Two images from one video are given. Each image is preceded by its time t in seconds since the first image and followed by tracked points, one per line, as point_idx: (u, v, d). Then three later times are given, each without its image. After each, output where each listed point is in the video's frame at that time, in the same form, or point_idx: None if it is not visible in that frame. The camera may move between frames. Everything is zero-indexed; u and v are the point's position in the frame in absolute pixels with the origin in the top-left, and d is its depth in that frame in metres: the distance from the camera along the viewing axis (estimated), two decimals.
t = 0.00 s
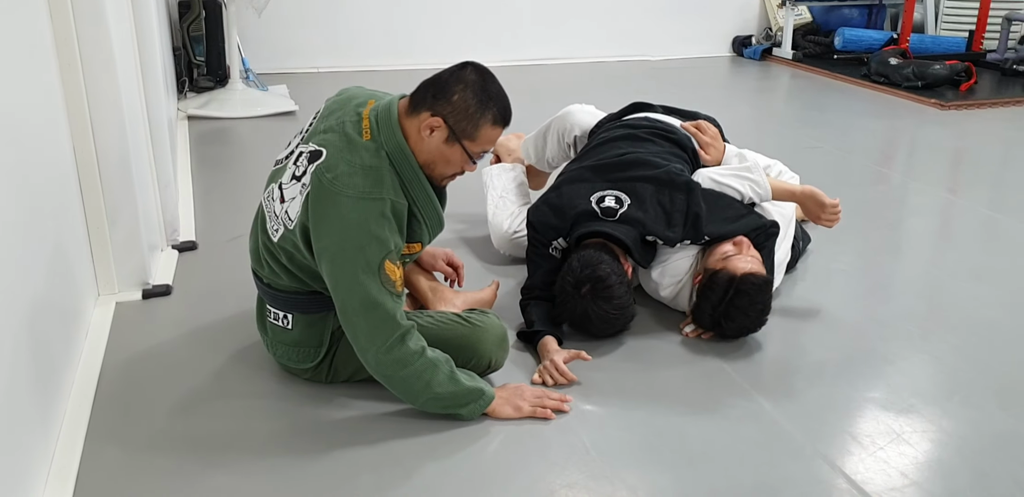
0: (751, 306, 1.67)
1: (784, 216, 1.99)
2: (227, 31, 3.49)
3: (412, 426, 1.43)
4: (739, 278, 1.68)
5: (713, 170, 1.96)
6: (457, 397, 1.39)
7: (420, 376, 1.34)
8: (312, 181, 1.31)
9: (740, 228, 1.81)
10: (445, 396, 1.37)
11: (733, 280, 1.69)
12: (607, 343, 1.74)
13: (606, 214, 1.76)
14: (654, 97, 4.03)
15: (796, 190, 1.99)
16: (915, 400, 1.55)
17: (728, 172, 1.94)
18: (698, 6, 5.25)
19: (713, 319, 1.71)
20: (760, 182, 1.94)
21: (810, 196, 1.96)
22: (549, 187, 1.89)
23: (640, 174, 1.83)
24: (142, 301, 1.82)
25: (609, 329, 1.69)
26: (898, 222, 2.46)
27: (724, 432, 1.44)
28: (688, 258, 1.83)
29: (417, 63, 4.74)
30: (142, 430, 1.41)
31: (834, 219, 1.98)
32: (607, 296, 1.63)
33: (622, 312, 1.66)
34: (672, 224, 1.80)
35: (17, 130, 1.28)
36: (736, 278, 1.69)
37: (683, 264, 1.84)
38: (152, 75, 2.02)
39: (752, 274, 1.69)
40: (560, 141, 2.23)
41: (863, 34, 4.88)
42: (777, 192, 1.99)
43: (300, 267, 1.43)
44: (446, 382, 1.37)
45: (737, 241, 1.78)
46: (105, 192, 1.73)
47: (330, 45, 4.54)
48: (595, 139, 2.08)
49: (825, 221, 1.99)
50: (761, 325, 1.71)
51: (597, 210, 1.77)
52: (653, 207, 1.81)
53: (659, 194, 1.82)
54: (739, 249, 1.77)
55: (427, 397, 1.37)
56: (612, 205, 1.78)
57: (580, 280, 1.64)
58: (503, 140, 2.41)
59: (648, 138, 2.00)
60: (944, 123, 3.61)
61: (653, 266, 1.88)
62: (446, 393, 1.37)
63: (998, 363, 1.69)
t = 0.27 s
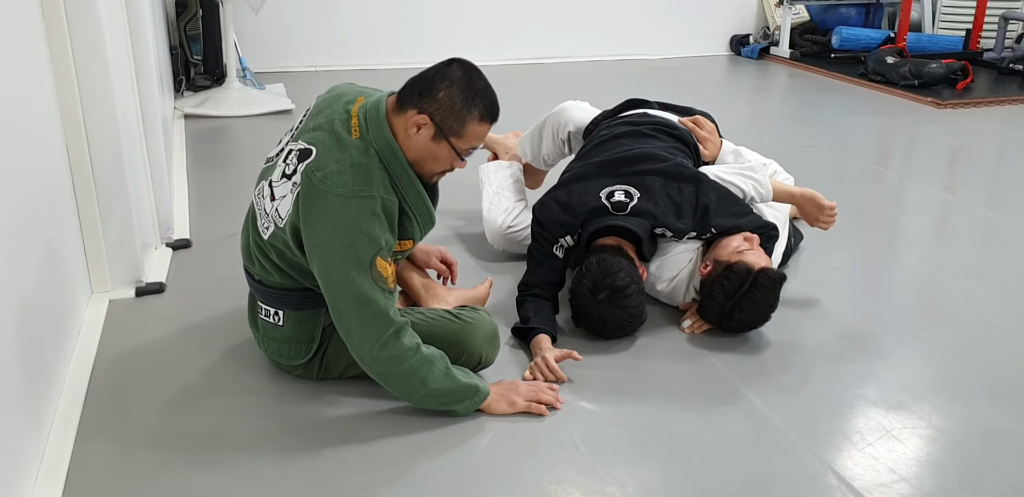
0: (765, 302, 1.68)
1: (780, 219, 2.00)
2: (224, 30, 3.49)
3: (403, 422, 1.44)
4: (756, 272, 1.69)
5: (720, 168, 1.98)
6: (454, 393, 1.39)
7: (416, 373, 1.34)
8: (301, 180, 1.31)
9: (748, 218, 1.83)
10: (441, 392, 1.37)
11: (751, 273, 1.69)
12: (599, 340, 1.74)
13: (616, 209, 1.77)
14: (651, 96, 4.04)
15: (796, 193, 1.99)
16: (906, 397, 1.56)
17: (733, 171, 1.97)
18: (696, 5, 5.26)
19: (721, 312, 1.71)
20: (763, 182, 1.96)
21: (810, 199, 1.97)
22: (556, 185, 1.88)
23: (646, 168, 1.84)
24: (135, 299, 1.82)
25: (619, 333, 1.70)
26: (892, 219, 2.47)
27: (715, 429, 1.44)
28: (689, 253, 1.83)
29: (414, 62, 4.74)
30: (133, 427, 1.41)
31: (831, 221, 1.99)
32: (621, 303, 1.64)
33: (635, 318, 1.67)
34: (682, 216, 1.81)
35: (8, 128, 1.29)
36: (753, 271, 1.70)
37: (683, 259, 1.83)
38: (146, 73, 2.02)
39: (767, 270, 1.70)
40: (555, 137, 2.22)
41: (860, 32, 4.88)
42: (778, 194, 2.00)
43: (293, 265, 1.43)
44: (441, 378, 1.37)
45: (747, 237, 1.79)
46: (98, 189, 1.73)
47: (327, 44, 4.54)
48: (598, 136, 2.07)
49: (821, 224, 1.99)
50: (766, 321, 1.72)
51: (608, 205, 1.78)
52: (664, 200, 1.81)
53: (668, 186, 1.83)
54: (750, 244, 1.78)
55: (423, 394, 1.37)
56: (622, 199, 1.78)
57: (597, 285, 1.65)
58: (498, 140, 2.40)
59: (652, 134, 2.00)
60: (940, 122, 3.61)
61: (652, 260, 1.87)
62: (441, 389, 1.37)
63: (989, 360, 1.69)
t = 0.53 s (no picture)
0: (754, 301, 1.69)
1: (776, 224, 1.98)
2: (222, 29, 3.50)
3: (396, 419, 1.44)
4: (747, 271, 1.70)
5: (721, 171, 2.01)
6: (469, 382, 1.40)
7: (431, 361, 1.35)
8: (301, 178, 1.32)
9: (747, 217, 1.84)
10: (457, 381, 1.39)
11: (741, 272, 1.70)
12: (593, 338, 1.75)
13: (616, 209, 1.77)
14: (648, 94, 4.04)
15: (793, 201, 1.98)
16: (898, 394, 1.56)
17: (732, 174, 1.99)
18: (694, 4, 5.26)
19: (708, 308, 1.72)
20: (760, 188, 1.97)
21: (805, 209, 1.95)
22: (554, 186, 1.88)
23: (646, 168, 1.86)
24: (131, 298, 1.83)
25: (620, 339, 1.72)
26: (887, 217, 2.47)
27: (707, 425, 1.45)
28: (684, 251, 1.84)
29: (412, 61, 4.75)
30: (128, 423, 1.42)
31: (826, 234, 1.97)
32: (629, 313, 1.65)
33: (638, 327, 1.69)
34: (682, 215, 1.82)
35: (3, 127, 1.29)
36: (744, 270, 1.71)
37: (678, 257, 1.84)
38: (142, 73, 2.03)
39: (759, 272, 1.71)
40: (549, 135, 2.24)
41: (858, 30, 4.89)
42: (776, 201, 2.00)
43: (291, 261, 1.44)
44: (457, 367, 1.38)
45: (744, 238, 1.80)
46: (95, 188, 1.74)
47: (326, 43, 4.55)
48: (594, 135, 2.09)
49: (816, 237, 1.97)
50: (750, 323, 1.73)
51: (608, 205, 1.78)
52: (663, 199, 1.82)
53: (667, 185, 1.84)
54: (745, 245, 1.79)
55: (439, 382, 1.38)
56: (622, 199, 1.79)
57: (606, 296, 1.66)
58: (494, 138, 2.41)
59: (650, 133, 2.00)
60: (937, 120, 3.61)
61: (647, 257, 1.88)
62: (457, 377, 1.39)
63: (983, 357, 1.70)
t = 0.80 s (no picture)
0: (750, 304, 1.69)
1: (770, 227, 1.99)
2: (218, 29, 3.51)
3: (390, 416, 1.45)
4: (745, 273, 1.70)
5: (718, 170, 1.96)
6: (468, 375, 1.40)
7: (429, 354, 1.36)
8: (301, 171, 1.32)
9: (744, 218, 1.83)
10: (457, 373, 1.39)
11: (739, 274, 1.70)
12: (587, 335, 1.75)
13: (616, 211, 1.76)
14: (644, 92, 4.05)
15: (788, 206, 1.97)
16: (891, 390, 1.57)
17: (730, 174, 1.95)
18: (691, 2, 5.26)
19: (706, 310, 1.72)
20: (758, 190, 1.94)
21: (800, 214, 1.96)
22: (550, 185, 1.85)
23: (644, 167, 1.84)
24: (127, 296, 1.83)
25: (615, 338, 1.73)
26: (881, 214, 2.48)
27: (700, 421, 1.46)
28: (681, 251, 1.84)
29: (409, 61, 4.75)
30: (123, 420, 1.42)
31: (818, 239, 1.97)
32: (629, 316, 1.66)
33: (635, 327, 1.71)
34: (680, 216, 1.80)
35: None
36: (741, 273, 1.70)
37: (675, 257, 1.84)
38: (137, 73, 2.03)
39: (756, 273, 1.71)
40: (541, 136, 2.24)
41: (854, 28, 4.89)
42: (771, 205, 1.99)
43: (289, 256, 1.44)
44: (456, 359, 1.39)
45: (739, 237, 1.80)
46: (90, 188, 1.74)
47: (322, 43, 4.56)
48: (589, 134, 2.08)
49: (807, 241, 1.98)
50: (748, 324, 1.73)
51: (607, 207, 1.76)
52: (661, 199, 1.81)
53: (666, 185, 1.82)
54: (743, 246, 1.79)
55: (438, 376, 1.39)
56: (621, 200, 1.77)
57: (606, 298, 1.66)
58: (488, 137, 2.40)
59: (647, 133, 2.00)
60: (933, 117, 3.61)
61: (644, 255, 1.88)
62: (457, 369, 1.39)
63: (976, 352, 1.70)
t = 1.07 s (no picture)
0: (748, 306, 1.69)
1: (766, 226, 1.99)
2: (214, 29, 3.51)
3: (384, 414, 1.45)
4: (743, 276, 1.70)
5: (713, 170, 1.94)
6: (462, 364, 1.40)
7: (422, 343, 1.36)
8: (292, 162, 1.33)
9: (740, 223, 1.82)
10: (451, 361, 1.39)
11: (737, 277, 1.70)
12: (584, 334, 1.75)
13: (609, 214, 1.76)
14: (641, 92, 4.05)
15: (784, 204, 1.96)
16: (884, 386, 1.57)
17: (726, 175, 1.93)
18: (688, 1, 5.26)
19: (706, 314, 1.72)
20: (754, 191, 1.92)
21: (798, 213, 1.94)
22: (548, 176, 1.87)
23: (639, 168, 1.82)
24: (121, 296, 1.84)
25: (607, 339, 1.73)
26: (876, 212, 2.48)
27: (692, 418, 1.46)
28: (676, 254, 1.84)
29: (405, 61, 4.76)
30: (117, 418, 1.42)
31: (816, 237, 1.98)
32: (623, 319, 1.67)
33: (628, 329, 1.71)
34: (675, 220, 1.80)
35: None
36: (739, 276, 1.70)
37: (671, 260, 1.85)
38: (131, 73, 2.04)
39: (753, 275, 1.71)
40: (532, 139, 2.24)
41: (851, 26, 4.89)
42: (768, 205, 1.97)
43: (281, 250, 1.44)
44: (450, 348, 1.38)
45: (733, 238, 1.79)
46: (83, 187, 1.74)
47: (319, 43, 4.56)
48: (586, 132, 2.06)
49: (805, 238, 1.98)
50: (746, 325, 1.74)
51: (600, 209, 1.77)
52: (656, 203, 1.80)
53: (661, 189, 1.81)
54: (737, 247, 1.78)
55: (432, 365, 1.38)
56: (615, 203, 1.77)
57: (599, 302, 1.66)
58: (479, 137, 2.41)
59: (644, 132, 1.98)
60: (929, 115, 3.62)
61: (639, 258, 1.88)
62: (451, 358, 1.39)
63: (969, 349, 1.70)
